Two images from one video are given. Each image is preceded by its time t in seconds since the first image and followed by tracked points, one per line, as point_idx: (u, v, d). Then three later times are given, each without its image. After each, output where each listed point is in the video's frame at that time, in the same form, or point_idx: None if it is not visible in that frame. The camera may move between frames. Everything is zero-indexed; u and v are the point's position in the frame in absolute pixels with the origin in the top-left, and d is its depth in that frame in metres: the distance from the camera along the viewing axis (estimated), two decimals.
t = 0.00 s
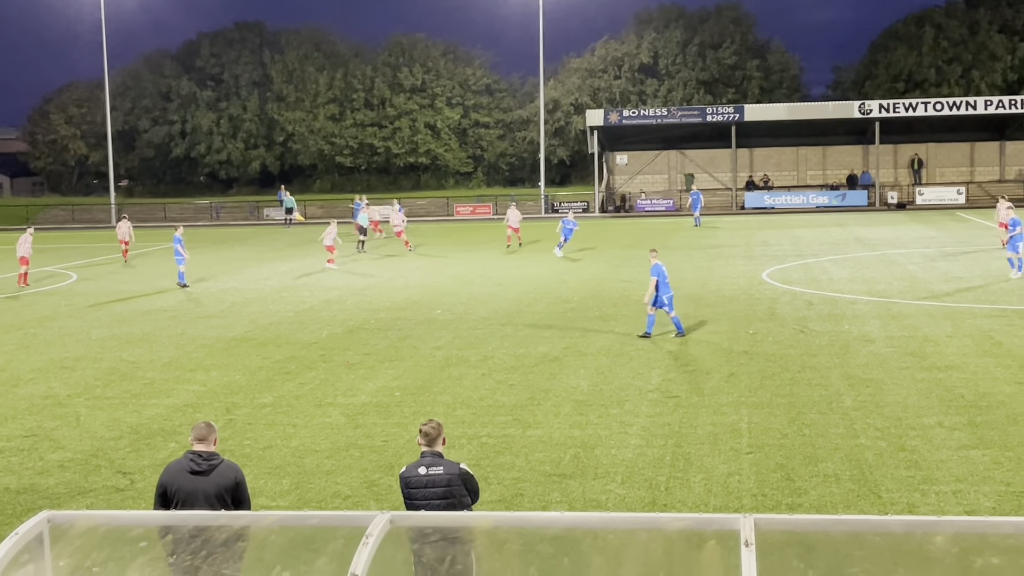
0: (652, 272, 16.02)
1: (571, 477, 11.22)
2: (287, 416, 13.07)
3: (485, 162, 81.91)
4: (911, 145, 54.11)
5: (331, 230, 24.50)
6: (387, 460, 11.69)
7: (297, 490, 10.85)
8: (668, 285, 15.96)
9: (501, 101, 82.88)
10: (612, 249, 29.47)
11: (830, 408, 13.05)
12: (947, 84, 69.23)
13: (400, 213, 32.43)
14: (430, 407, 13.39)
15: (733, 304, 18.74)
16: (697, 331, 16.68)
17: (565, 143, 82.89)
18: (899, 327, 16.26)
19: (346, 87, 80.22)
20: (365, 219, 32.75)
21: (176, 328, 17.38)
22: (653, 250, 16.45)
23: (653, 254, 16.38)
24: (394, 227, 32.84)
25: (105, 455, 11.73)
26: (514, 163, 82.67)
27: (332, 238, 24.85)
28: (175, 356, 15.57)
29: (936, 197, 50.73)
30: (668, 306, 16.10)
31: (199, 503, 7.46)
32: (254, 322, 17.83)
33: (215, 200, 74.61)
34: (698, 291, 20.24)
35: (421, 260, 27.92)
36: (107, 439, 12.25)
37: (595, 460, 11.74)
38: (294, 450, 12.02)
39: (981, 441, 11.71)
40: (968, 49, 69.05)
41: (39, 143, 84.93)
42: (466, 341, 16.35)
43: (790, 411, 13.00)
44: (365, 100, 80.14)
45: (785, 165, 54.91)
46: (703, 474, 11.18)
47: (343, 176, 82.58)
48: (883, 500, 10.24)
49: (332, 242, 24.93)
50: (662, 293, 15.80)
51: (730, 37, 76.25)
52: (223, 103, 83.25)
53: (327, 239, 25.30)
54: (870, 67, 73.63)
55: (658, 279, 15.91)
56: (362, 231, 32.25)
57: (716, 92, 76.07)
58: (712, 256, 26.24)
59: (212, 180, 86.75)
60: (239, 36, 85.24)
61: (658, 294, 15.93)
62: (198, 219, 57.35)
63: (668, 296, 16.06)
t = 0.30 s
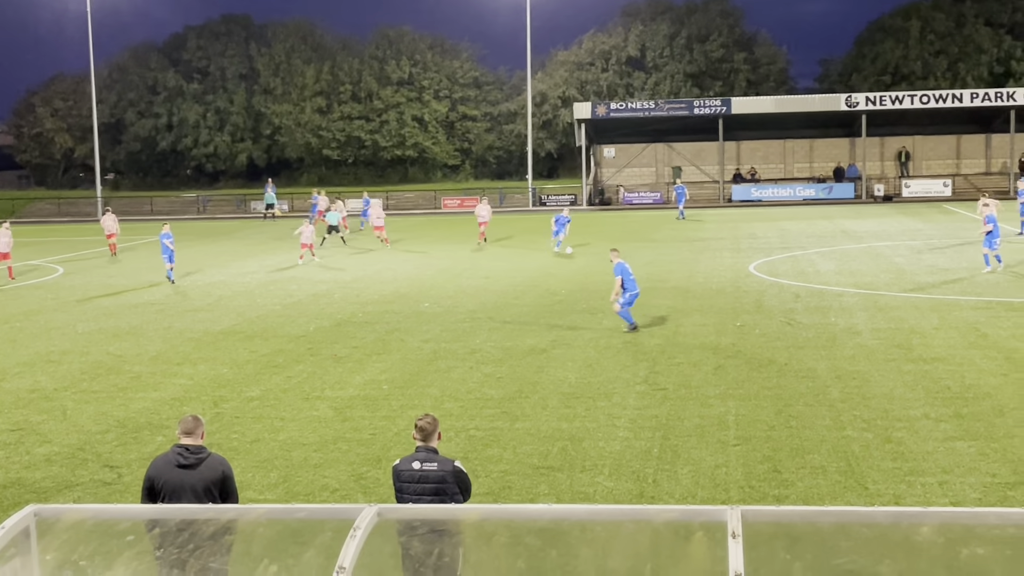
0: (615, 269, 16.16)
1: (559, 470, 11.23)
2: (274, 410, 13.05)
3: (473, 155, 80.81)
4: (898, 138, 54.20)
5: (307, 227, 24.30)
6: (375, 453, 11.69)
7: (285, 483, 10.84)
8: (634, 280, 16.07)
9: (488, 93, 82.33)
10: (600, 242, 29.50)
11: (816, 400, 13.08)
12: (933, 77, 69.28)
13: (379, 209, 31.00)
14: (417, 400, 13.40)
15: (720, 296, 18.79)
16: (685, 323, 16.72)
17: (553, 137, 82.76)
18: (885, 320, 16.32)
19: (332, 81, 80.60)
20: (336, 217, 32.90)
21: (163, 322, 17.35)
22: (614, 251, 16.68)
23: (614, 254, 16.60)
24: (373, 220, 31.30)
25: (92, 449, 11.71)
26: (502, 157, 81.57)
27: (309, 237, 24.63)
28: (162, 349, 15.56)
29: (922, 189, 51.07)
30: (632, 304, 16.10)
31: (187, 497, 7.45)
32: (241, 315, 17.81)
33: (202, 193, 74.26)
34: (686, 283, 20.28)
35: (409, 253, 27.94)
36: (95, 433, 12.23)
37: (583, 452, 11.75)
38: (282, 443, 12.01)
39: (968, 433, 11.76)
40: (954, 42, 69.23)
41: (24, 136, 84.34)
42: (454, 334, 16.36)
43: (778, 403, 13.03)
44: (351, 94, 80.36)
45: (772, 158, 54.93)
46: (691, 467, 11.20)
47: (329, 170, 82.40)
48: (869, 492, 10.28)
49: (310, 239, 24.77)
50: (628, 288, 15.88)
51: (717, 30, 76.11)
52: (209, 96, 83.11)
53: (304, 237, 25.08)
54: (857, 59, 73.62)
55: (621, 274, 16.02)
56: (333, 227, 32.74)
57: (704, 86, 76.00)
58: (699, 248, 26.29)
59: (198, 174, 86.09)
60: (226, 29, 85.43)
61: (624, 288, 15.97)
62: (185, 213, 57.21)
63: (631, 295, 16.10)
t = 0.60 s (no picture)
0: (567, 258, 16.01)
1: (537, 462, 11.21)
2: (253, 403, 13.02)
3: (452, 148, 80.90)
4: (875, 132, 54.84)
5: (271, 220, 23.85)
6: (353, 446, 11.66)
7: (263, 476, 10.82)
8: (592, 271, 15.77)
9: (467, 87, 82.66)
10: (579, 235, 29.56)
11: (793, 392, 13.13)
12: (910, 71, 69.73)
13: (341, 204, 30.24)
14: (396, 393, 13.39)
15: (698, 289, 18.85)
16: (663, 315, 16.78)
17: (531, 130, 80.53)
18: (862, 312, 16.40)
19: (312, 74, 79.85)
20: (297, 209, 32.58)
21: (141, 315, 17.30)
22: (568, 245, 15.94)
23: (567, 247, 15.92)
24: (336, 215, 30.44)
25: (69, 443, 11.66)
26: (480, 149, 81.99)
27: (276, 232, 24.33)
28: (139, 343, 15.50)
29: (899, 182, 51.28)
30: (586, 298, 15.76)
31: (164, 490, 7.32)
32: (219, 308, 17.76)
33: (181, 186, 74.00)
34: (664, 276, 20.33)
35: (387, 246, 27.93)
36: (71, 426, 12.18)
37: (561, 444, 11.75)
38: (260, 437, 11.98)
39: (944, 423, 11.80)
40: (931, 35, 69.27)
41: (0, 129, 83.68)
42: (433, 327, 16.37)
43: (755, 395, 13.08)
44: (330, 86, 79.76)
45: (750, 151, 55.29)
46: (669, 458, 11.21)
47: (308, 163, 80.96)
48: (846, 483, 10.31)
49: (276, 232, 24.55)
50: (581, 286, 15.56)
51: (696, 22, 76.94)
52: (187, 88, 83.17)
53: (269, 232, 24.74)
54: (834, 53, 73.85)
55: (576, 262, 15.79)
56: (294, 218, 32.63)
57: (682, 79, 76.54)
58: (677, 241, 26.36)
59: (177, 166, 85.96)
60: (203, 21, 85.47)
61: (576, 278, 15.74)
62: (164, 206, 57.02)
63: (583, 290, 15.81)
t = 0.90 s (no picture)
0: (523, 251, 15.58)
1: (515, 456, 11.17)
2: (229, 398, 12.99)
3: (429, 142, 81.00)
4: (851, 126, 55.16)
5: (233, 215, 23.43)
6: (331, 440, 11.63)
7: (240, 472, 10.75)
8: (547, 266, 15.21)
9: (444, 80, 81.71)
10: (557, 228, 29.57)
11: (770, 384, 13.20)
12: (885, 65, 69.62)
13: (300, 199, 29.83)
14: (373, 387, 13.38)
15: (675, 282, 18.90)
16: (640, 309, 16.84)
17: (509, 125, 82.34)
18: (838, 305, 16.48)
19: (288, 68, 80.20)
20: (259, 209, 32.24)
21: (117, 310, 17.23)
22: (528, 237, 15.56)
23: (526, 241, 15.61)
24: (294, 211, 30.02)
25: (44, 438, 11.59)
26: (458, 144, 81.43)
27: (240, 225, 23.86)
28: (116, 338, 15.45)
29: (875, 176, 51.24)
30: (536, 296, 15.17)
31: (140, 486, 7.21)
32: (195, 303, 17.70)
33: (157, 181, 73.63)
34: (642, 269, 20.37)
35: (364, 240, 27.90)
36: (47, 422, 12.10)
37: (539, 438, 11.72)
38: (237, 431, 11.93)
39: (918, 416, 11.85)
40: (906, 29, 69.85)
41: None
42: (411, 321, 16.38)
43: (732, 388, 13.11)
44: (307, 80, 79.77)
45: (727, 145, 55.46)
46: (646, 451, 11.22)
47: (284, 156, 82.00)
48: (822, 475, 10.31)
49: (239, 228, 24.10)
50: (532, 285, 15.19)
51: (672, 16, 76.71)
52: (163, 82, 82.65)
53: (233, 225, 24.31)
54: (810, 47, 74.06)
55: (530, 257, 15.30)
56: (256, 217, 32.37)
57: (659, 73, 76.44)
58: (654, 235, 26.42)
59: (151, 161, 85.23)
60: (179, 15, 84.88)
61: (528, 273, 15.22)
62: (139, 200, 56.63)
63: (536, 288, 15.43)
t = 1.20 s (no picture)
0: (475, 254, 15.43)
1: (495, 452, 11.15)
2: (208, 395, 12.95)
3: (408, 138, 81.40)
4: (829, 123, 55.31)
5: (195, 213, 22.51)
6: (310, 438, 11.61)
7: (218, 469, 10.69)
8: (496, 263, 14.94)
9: (423, 77, 82.34)
10: (536, 226, 29.63)
11: (748, 381, 13.27)
12: (863, 62, 69.88)
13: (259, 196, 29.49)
14: (353, 384, 13.38)
15: (654, 279, 18.97)
16: (620, 306, 16.90)
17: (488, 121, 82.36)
18: (816, 302, 16.55)
19: (267, 64, 79.93)
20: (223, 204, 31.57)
21: (95, 308, 17.13)
22: (481, 234, 15.13)
23: (480, 240, 15.19)
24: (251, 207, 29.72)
25: (21, 436, 11.53)
26: (437, 140, 82.01)
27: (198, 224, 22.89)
28: (93, 335, 15.38)
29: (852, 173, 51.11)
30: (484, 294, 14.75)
31: (118, 484, 7.03)
32: (174, 301, 17.63)
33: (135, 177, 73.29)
34: (620, 266, 20.43)
35: (343, 237, 27.88)
36: (23, 420, 12.02)
37: (518, 435, 11.70)
38: (216, 429, 11.88)
39: (896, 411, 11.92)
40: (883, 27, 69.98)
41: None
42: (390, 318, 16.37)
43: (711, 384, 13.18)
44: (285, 76, 79.86)
45: (705, 142, 55.59)
46: (625, 447, 11.23)
47: (264, 153, 81.80)
48: (800, 470, 10.34)
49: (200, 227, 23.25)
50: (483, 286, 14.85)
51: (651, 14, 76.54)
52: (141, 78, 81.75)
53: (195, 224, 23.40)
54: (788, 44, 74.35)
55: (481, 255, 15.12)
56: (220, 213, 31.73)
57: (637, 70, 76.54)
58: (634, 231, 26.51)
59: (129, 157, 85.19)
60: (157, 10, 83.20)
61: (476, 270, 14.98)
62: (117, 197, 56.28)
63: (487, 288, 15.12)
